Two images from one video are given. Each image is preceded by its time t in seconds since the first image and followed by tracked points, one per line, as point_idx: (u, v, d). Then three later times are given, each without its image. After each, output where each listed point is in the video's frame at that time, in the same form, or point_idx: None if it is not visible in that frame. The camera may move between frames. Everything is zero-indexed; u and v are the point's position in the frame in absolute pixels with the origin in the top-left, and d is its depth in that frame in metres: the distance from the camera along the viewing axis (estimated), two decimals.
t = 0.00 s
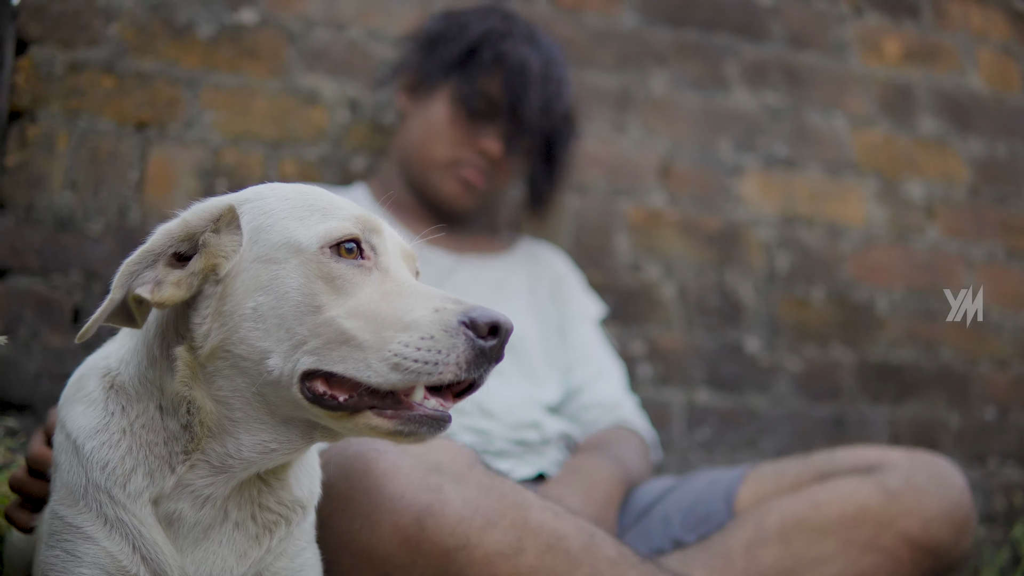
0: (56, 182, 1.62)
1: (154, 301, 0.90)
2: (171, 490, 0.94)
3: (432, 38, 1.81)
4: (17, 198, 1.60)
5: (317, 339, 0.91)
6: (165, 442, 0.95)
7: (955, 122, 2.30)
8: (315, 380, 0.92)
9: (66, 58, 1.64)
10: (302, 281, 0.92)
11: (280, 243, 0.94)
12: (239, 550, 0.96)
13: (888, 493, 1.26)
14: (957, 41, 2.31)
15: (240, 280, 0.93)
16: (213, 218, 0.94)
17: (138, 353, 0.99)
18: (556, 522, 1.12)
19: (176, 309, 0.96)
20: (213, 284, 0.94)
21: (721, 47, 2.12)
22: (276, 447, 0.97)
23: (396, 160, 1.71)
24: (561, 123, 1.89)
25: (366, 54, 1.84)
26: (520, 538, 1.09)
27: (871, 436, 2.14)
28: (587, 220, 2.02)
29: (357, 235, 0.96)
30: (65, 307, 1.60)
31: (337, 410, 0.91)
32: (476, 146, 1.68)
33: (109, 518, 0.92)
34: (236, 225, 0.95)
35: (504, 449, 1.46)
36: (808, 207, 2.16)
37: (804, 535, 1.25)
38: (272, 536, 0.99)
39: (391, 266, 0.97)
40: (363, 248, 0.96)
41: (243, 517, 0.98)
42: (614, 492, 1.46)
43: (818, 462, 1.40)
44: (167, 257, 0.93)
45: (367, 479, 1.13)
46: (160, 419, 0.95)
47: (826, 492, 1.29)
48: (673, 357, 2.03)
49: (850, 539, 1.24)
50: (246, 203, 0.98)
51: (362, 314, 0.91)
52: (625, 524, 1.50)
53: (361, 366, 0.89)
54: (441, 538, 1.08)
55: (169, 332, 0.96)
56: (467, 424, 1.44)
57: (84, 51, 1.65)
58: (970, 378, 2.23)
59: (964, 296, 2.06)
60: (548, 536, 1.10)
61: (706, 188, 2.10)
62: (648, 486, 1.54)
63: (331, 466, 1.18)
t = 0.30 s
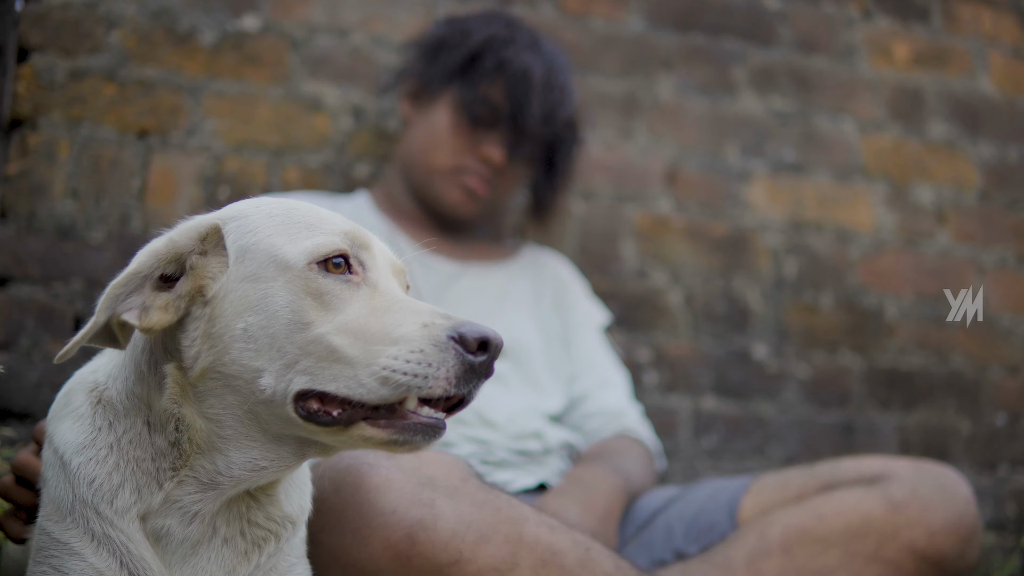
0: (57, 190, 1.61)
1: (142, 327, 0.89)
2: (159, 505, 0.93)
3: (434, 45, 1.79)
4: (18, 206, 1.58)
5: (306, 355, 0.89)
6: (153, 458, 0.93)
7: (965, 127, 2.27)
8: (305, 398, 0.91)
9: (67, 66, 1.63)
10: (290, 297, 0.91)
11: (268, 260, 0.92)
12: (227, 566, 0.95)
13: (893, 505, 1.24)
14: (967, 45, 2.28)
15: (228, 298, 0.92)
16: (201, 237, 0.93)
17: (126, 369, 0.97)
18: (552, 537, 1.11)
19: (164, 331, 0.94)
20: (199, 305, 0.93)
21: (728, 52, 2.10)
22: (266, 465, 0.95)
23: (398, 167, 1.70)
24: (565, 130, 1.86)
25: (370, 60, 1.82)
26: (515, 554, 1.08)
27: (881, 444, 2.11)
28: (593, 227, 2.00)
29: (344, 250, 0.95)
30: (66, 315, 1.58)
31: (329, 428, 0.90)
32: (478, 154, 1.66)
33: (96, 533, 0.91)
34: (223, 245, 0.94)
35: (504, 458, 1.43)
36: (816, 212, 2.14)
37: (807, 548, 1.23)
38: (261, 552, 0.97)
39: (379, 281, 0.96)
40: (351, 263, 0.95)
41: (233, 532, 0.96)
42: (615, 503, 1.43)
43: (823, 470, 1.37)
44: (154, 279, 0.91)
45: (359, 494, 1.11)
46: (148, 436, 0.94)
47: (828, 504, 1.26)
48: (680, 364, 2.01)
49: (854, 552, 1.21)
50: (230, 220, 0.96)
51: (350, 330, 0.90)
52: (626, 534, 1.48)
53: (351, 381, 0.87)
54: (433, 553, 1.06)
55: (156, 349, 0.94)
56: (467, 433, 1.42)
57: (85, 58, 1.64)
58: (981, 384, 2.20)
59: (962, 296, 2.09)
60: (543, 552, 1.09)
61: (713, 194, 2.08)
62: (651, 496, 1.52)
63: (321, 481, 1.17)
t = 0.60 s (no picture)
0: (59, 185, 1.61)
1: (122, 326, 0.90)
2: (146, 499, 0.93)
3: (436, 39, 1.78)
4: (21, 202, 1.59)
5: (288, 345, 0.89)
6: (139, 451, 0.94)
7: (974, 120, 2.25)
8: (286, 387, 0.90)
9: (69, 62, 1.63)
10: (272, 287, 0.91)
11: (250, 249, 0.92)
12: (216, 560, 0.95)
13: (894, 499, 1.23)
14: (975, 37, 2.26)
15: (209, 287, 0.92)
16: (174, 236, 0.94)
17: (113, 363, 0.98)
18: (545, 531, 1.10)
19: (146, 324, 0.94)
20: (179, 296, 0.93)
21: (733, 46, 2.09)
22: (249, 459, 0.95)
23: (400, 161, 1.69)
24: (567, 124, 1.86)
25: (372, 55, 1.82)
26: (506, 548, 1.07)
27: (887, 438, 2.10)
28: (597, 221, 1.99)
29: (329, 238, 0.94)
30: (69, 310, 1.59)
31: (309, 417, 0.89)
32: (480, 147, 1.66)
33: (84, 527, 0.91)
34: (201, 242, 0.95)
35: (504, 452, 1.43)
36: (822, 206, 2.13)
37: (807, 541, 1.22)
38: (250, 546, 0.97)
39: (364, 270, 0.96)
40: (335, 252, 0.95)
41: (221, 526, 0.97)
42: (615, 498, 1.42)
43: (823, 467, 1.38)
44: (133, 282, 0.93)
45: (351, 487, 1.11)
46: (135, 428, 0.94)
47: (829, 497, 1.25)
48: (685, 358, 2.01)
49: (854, 546, 1.21)
50: (210, 215, 0.97)
51: (332, 318, 0.89)
52: (625, 530, 1.47)
53: (333, 371, 0.87)
54: (423, 547, 1.06)
55: (144, 341, 0.95)
56: (465, 427, 1.42)
57: (87, 54, 1.64)
58: (989, 378, 2.18)
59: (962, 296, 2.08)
60: (535, 545, 1.08)
61: (718, 188, 2.06)
62: (651, 491, 1.52)
63: (311, 476, 1.17)
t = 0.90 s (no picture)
0: (75, 188, 1.60)
1: (134, 323, 0.89)
2: (158, 505, 0.91)
3: (449, 40, 1.77)
4: (36, 205, 1.58)
5: (298, 352, 0.88)
6: (151, 457, 0.92)
7: (992, 120, 2.22)
8: (298, 395, 0.89)
9: (83, 64, 1.62)
10: (282, 292, 0.89)
11: (261, 254, 0.91)
12: (229, 566, 0.94)
13: (914, 506, 1.20)
14: (993, 36, 2.24)
15: (220, 292, 0.91)
16: (190, 233, 0.92)
17: (124, 367, 0.96)
18: (558, 537, 1.09)
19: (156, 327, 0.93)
20: (191, 299, 0.92)
21: (750, 46, 2.07)
22: (261, 465, 0.94)
23: (414, 163, 1.67)
24: (582, 125, 1.84)
25: (387, 57, 1.81)
26: (520, 554, 1.06)
27: (907, 441, 2.08)
28: (613, 223, 1.97)
29: (339, 244, 0.93)
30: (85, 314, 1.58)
31: (322, 425, 0.88)
32: (494, 149, 1.64)
33: (97, 533, 0.90)
34: (214, 242, 0.93)
35: (520, 457, 1.42)
36: (840, 207, 2.11)
37: (824, 548, 1.20)
38: (263, 551, 0.96)
39: (374, 275, 0.94)
40: (344, 258, 0.93)
41: (234, 531, 0.95)
42: (630, 502, 1.40)
43: (841, 470, 1.35)
44: (146, 277, 0.91)
45: (362, 492, 1.09)
46: (145, 433, 0.92)
47: (845, 502, 1.23)
48: (702, 361, 1.98)
49: (871, 552, 1.18)
50: (220, 217, 0.95)
51: (343, 325, 0.88)
52: (642, 535, 1.45)
53: (344, 379, 0.86)
54: (436, 554, 1.04)
55: (153, 345, 0.93)
56: (481, 432, 1.40)
57: (102, 56, 1.63)
58: (1010, 381, 2.15)
59: (962, 296, 2.02)
60: (549, 552, 1.07)
61: (736, 189, 2.04)
62: (669, 496, 1.49)
63: (324, 481, 1.15)
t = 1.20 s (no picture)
0: (91, 200, 1.61)
1: (152, 335, 0.87)
2: (172, 520, 0.91)
3: (464, 52, 1.76)
4: (51, 217, 1.59)
5: (315, 369, 0.87)
6: (165, 472, 0.91)
7: (1008, 130, 2.21)
8: (315, 412, 0.88)
9: (99, 76, 1.63)
10: (298, 309, 0.88)
11: (277, 271, 0.90)
12: None
13: (927, 518, 1.18)
14: (1009, 46, 2.23)
15: (237, 309, 0.90)
16: (213, 246, 0.91)
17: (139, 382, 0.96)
18: (572, 551, 1.07)
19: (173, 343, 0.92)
20: (210, 315, 0.91)
21: (765, 57, 2.06)
22: (274, 481, 0.93)
23: (429, 174, 1.67)
24: (597, 136, 1.83)
25: (402, 68, 1.81)
26: (533, 568, 1.04)
27: (924, 453, 2.06)
28: (628, 234, 1.96)
29: (354, 260, 0.92)
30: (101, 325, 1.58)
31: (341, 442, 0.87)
32: (509, 160, 1.64)
33: (111, 548, 0.89)
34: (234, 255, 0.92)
35: (534, 469, 1.40)
36: (856, 218, 2.09)
37: (838, 561, 1.18)
38: (276, 566, 0.95)
39: (389, 292, 0.93)
40: (359, 274, 0.92)
41: (247, 546, 0.94)
42: (645, 514, 1.37)
43: (855, 482, 1.33)
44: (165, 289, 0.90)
45: (376, 506, 1.08)
46: (160, 449, 0.92)
47: (860, 514, 1.21)
48: (717, 372, 1.97)
49: (886, 564, 1.16)
50: (238, 231, 0.94)
51: (359, 343, 0.87)
52: (656, 547, 1.43)
53: (360, 397, 0.85)
54: (450, 567, 1.03)
55: (169, 360, 0.92)
56: (497, 444, 1.39)
57: (117, 68, 1.64)
58: None
59: (964, 296, 1.96)
60: (563, 565, 1.05)
61: (751, 200, 2.03)
62: (684, 506, 1.46)
63: (337, 495, 1.14)
